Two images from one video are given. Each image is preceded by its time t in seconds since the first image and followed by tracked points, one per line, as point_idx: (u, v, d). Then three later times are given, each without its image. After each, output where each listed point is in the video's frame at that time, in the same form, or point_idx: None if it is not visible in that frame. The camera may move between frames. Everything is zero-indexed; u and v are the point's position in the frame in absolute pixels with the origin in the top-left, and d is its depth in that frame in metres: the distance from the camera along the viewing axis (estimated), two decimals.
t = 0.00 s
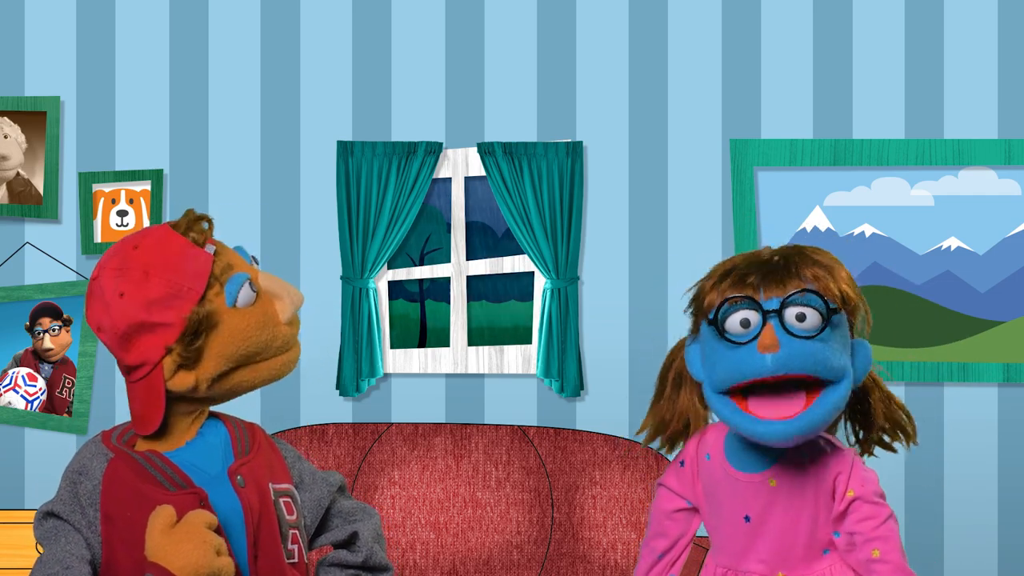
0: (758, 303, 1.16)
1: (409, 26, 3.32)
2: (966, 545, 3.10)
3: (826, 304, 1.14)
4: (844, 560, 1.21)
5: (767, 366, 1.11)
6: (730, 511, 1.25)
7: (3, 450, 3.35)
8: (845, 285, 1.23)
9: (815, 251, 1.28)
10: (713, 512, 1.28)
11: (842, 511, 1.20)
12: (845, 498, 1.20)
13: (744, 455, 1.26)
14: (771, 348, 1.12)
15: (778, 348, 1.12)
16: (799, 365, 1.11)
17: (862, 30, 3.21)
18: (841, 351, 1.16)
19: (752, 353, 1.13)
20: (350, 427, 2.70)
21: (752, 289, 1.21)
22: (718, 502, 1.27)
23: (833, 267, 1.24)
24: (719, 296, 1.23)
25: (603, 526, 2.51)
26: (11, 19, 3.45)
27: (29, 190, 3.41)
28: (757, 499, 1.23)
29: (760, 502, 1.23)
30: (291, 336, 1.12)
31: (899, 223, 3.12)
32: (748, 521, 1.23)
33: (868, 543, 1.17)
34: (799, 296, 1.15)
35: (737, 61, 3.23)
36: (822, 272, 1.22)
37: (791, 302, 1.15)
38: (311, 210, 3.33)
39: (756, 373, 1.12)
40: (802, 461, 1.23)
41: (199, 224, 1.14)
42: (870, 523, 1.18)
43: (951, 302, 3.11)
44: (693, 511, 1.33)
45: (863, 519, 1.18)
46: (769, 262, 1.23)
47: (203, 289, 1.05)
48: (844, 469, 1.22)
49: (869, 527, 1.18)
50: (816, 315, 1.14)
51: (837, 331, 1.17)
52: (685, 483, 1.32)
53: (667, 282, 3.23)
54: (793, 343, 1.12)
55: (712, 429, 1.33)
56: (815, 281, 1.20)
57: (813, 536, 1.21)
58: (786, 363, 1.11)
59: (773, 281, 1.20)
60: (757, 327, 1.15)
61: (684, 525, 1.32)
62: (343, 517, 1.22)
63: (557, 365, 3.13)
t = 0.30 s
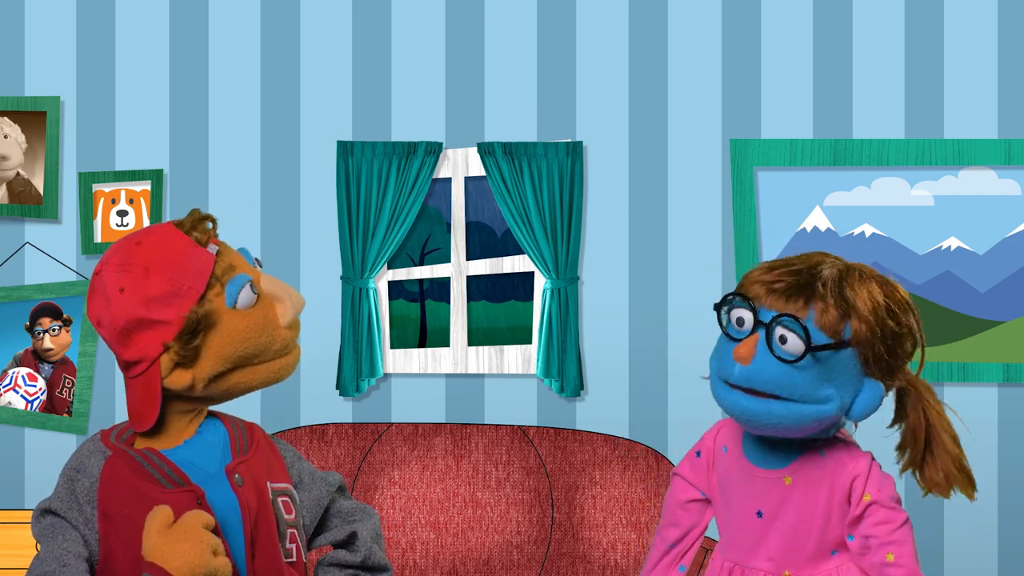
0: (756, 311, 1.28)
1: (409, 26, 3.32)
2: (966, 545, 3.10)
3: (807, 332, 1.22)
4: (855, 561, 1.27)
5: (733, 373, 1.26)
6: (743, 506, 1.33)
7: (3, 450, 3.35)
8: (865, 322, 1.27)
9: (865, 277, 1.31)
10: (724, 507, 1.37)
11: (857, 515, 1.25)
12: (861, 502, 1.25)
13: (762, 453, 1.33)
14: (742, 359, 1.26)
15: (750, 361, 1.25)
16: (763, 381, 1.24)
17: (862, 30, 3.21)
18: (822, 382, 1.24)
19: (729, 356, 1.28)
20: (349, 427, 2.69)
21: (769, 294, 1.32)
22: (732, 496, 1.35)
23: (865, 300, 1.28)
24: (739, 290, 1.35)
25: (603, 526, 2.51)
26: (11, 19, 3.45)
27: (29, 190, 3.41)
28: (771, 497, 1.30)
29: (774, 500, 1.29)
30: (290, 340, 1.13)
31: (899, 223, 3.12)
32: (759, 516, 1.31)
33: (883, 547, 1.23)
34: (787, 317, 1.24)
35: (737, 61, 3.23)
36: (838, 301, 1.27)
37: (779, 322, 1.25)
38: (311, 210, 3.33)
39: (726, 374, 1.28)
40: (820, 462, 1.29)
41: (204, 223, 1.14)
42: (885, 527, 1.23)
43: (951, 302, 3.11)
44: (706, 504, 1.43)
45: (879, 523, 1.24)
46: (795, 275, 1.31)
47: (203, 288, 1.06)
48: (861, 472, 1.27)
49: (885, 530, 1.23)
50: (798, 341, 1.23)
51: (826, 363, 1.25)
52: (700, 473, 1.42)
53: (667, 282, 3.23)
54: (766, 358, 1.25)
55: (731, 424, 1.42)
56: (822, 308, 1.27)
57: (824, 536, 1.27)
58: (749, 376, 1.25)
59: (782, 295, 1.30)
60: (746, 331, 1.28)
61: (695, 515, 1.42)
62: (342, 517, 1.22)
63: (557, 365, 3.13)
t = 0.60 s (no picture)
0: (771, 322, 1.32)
1: (408, 26, 3.32)
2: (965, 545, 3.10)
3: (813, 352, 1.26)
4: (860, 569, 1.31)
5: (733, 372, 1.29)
6: (738, 529, 1.36)
7: (3, 450, 3.35)
8: (872, 358, 1.28)
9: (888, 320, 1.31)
10: (719, 526, 1.41)
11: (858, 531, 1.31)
12: (863, 519, 1.30)
13: (753, 477, 1.36)
14: (745, 362, 1.29)
15: (750, 365, 1.28)
16: (760, 388, 1.27)
17: (862, 30, 3.21)
18: (813, 406, 1.26)
19: (732, 359, 1.31)
20: (349, 427, 2.70)
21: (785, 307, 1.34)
22: (727, 517, 1.39)
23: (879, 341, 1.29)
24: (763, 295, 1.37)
25: (603, 526, 2.51)
26: (11, 19, 3.45)
27: (29, 190, 3.41)
28: (768, 521, 1.33)
29: (772, 523, 1.33)
30: (294, 342, 1.13)
31: (899, 223, 3.12)
32: (756, 538, 1.34)
33: (888, 554, 1.28)
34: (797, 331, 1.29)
35: (737, 61, 3.23)
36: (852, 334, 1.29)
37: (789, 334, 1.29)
38: (311, 210, 3.33)
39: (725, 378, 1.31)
40: (811, 484, 1.32)
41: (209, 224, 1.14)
42: (890, 535, 1.29)
43: (951, 302, 3.11)
44: (698, 520, 1.48)
45: (882, 533, 1.29)
46: (819, 298, 1.33)
47: (208, 288, 1.06)
48: (858, 492, 1.32)
49: (889, 539, 1.29)
50: (802, 358, 1.26)
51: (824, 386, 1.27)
52: (692, 493, 1.46)
53: (667, 282, 3.23)
54: (769, 369, 1.27)
55: (720, 445, 1.46)
56: (836, 335, 1.29)
57: (824, 552, 1.32)
58: (746, 380, 1.28)
59: (800, 311, 1.32)
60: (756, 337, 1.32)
61: (688, 533, 1.48)
62: (344, 518, 1.22)
63: (557, 365, 3.13)
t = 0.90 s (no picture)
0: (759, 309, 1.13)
1: (409, 26, 3.32)
2: (966, 545, 3.10)
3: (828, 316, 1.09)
4: None
5: (761, 362, 1.07)
6: (728, 543, 1.18)
7: (3, 450, 3.35)
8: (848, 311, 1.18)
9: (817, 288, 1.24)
10: (706, 542, 1.22)
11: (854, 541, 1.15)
12: (858, 526, 1.14)
13: (741, 486, 1.19)
14: (763, 349, 1.08)
15: (771, 351, 1.08)
16: (793, 368, 1.07)
17: (862, 31, 3.21)
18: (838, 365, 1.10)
19: (745, 354, 1.09)
20: (349, 427, 2.70)
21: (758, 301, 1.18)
22: (715, 532, 1.20)
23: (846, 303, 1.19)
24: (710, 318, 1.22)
25: (603, 526, 2.51)
26: (11, 19, 3.46)
27: (29, 190, 3.41)
28: (762, 531, 1.16)
29: (765, 535, 1.16)
30: (296, 344, 1.13)
31: (899, 223, 3.12)
32: (747, 552, 1.16)
33: (886, 555, 1.12)
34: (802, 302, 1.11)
35: (737, 61, 3.23)
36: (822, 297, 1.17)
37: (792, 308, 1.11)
38: (311, 210, 3.33)
39: (747, 375, 1.08)
40: (803, 494, 1.17)
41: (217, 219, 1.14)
42: (886, 540, 1.13)
43: (951, 302, 3.11)
44: (683, 538, 1.27)
45: (877, 542, 1.14)
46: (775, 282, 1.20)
47: (214, 278, 1.06)
48: (850, 499, 1.16)
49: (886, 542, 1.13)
50: (817, 327, 1.09)
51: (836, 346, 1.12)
52: (676, 508, 1.25)
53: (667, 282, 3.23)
54: (786, 346, 1.08)
55: (704, 457, 1.26)
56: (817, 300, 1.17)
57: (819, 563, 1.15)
58: (778, 365, 1.07)
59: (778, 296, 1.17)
60: (756, 332, 1.11)
61: (672, 551, 1.26)
62: (344, 518, 1.22)
63: (557, 365, 3.13)
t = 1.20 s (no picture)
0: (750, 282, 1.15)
1: (409, 26, 3.32)
2: (966, 545, 3.10)
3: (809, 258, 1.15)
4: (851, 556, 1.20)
5: (785, 331, 1.10)
6: (732, 508, 1.24)
7: (3, 450, 3.35)
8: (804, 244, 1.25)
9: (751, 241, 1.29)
10: (712, 507, 1.29)
11: (850, 511, 1.18)
12: (851, 496, 1.18)
13: (748, 452, 1.25)
14: (780, 319, 1.11)
15: (787, 317, 1.11)
16: (812, 323, 1.10)
17: (862, 31, 3.21)
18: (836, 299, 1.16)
19: (765, 327, 1.11)
20: (349, 427, 2.70)
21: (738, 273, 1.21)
22: (720, 497, 1.26)
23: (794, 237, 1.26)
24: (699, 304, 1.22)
25: (603, 526, 2.51)
26: (11, 19, 3.45)
27: (29, 190, 3.41)
28: (762, 498, 1.22)
29: (765, 501, 1.21)
30: (288, 350, 1.12)
31: (899, 223, 3.12)
32: (751, 517, 1.22)
33: (876, 542, 1.16)
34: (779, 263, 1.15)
35: (737, 61, 3.23)
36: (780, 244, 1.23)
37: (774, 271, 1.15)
38: (311, 210, 3.33)
39: (772, 345, 1.11)
40: (808, 458, 1.21)
41: (238, 227, 1.23)
42: (879, 521, 1.16)
43: (951, 302, 3.11)
44: (693, 505, 1.34)
45: (871, 517, 1.17)
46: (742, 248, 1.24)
47: (213, 259, 1.09)
48: (851, 467, 1.20)
49: (877, 525, 1.17)
50: (806, 272, 1.14)
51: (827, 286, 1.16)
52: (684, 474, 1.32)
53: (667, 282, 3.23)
54: (794, 305, 1.12)
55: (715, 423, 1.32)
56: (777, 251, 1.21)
57: (818, 534, 1.20)
58: (799, 328, 1.10)
59: (755, 258, 1.20)
60: (758, 305, 1.13)
61: (681, 518, 1.34)
62: (340, 520, 1.23)
63: (557, 365, 3.13)
